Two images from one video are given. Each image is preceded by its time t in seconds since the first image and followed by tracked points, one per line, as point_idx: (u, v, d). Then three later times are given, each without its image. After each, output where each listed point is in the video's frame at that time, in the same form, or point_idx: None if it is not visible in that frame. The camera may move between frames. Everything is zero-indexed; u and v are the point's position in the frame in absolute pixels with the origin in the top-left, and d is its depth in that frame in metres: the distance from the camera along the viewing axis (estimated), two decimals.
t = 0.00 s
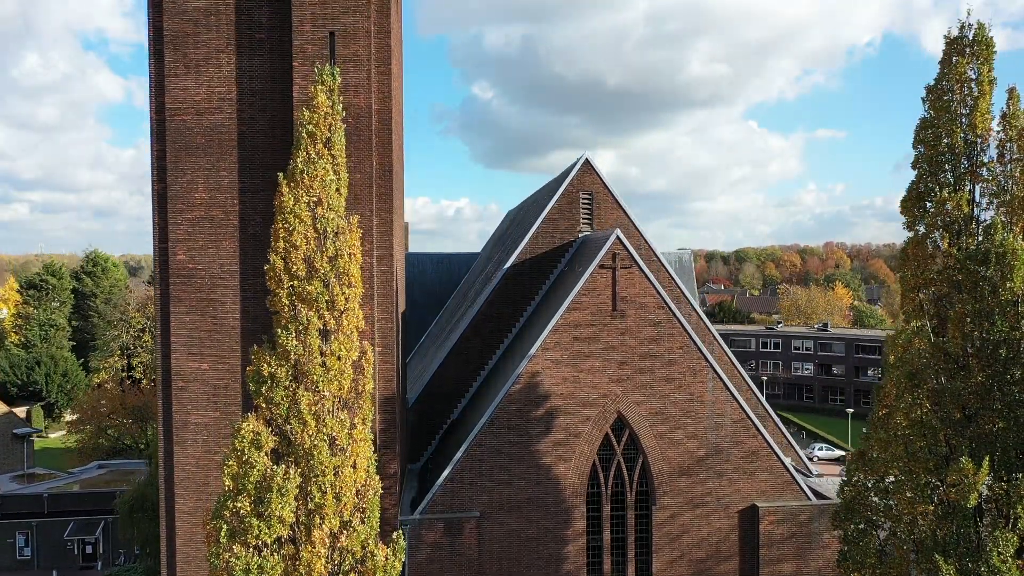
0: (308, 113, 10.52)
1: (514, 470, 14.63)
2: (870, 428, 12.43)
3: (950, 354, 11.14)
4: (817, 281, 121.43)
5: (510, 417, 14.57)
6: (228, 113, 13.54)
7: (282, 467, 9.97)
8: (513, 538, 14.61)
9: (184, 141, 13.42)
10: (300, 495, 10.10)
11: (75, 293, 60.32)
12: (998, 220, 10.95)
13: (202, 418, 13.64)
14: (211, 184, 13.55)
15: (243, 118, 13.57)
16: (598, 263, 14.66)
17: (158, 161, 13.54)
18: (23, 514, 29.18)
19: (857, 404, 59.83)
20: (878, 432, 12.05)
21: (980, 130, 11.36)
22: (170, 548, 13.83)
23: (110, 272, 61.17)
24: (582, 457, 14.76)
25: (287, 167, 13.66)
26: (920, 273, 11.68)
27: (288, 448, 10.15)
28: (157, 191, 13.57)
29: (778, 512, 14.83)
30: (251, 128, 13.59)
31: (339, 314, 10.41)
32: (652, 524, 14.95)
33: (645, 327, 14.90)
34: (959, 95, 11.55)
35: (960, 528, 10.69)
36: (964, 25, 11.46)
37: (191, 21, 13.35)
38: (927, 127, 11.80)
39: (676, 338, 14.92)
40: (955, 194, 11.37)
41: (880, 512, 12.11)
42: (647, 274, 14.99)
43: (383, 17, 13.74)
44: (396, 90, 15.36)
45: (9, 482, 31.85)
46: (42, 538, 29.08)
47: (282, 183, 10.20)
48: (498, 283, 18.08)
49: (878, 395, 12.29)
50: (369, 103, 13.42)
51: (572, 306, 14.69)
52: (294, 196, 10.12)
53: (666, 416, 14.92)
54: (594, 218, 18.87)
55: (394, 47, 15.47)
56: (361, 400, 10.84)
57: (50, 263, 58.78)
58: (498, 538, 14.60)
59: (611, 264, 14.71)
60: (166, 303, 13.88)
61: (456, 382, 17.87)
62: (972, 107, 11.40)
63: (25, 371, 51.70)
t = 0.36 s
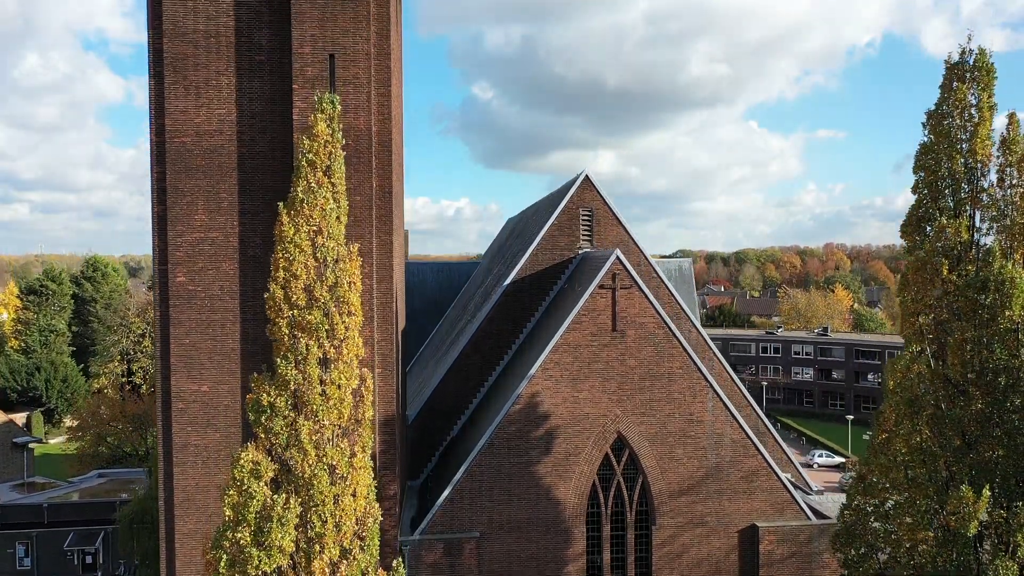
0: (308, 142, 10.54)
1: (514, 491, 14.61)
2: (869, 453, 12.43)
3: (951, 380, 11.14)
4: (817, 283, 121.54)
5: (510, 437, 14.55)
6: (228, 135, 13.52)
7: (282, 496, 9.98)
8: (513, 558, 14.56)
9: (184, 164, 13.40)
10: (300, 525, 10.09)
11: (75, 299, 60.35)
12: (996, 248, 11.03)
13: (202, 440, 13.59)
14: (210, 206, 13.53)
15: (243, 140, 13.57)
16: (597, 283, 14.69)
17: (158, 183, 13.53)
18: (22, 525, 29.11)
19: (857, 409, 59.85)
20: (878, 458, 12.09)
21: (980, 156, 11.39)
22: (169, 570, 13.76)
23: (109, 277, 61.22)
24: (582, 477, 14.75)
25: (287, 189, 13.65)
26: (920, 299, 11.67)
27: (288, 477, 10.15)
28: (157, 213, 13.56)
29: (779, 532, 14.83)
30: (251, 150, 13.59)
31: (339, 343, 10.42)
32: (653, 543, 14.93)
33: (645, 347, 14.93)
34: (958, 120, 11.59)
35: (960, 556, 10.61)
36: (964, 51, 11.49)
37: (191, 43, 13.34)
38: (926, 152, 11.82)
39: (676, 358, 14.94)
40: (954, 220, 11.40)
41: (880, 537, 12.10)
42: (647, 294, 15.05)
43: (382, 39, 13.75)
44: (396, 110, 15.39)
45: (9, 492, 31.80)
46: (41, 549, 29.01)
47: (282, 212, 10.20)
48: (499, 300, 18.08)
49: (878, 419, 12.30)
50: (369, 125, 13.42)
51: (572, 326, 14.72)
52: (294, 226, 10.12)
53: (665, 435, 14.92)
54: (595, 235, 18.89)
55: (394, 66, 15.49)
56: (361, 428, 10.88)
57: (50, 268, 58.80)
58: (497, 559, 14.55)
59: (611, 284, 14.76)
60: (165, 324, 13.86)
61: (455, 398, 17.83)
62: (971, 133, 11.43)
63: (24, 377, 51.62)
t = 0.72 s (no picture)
0: (308, 171, 10.54)
1: (514, 512, 14.57)
2: (869, 478, 12.43)
3: (952, 407, 11.14)
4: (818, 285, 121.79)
5: (510, 458, 14.51)
6: (228, 158, 13.51)
7: (282, 526, 9.97)
8: None
9: (183, 186, 13.39)
10: (300, 555, 10.07)
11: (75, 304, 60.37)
12: (999, 278, 10.94)
13: (202, 462, 13.57)
14: (210, 228, 13.51)
15: (243, 162, 13.55)
16: (597, 304, 14.73)
17: (157, 206, 13.51)
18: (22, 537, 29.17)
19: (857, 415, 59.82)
20: (878, 482, 12.07)
21: (980, 182, 11.38)
22: None
23: (109, 282, 61.23)
24: (582, 498, 14.73)
25: (287, 211, 13.64)
26: (920, 325, 11.66)
27: (288, 507, 10.15)
28: (157, 236, 13.55)
29: (779, 553, 14.80)
30: (252, 172, 13.58)
31: (340, 373, 10.42)
32: (653, 564, 14.90)
33: (645, 368, 14.94)
34: (958, 146, 11.59)
35: None
36: (964, 77, 11.47)
37: (191, 65, 13.33)
38: (926, 178, 11.82)
39: (676, 379, 14.95)
40: (955, 247, 11.41)
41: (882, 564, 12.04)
42: (647, 314, 15.08)
43: (382, 61, 13.74)
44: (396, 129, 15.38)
45: (9, 503, 31.77)
46: (41, 560, 28.98)
47: (282, 242, 10.18)
48: (499, 317, 18.06)
49: (879, 445, 12.30)
50: (369, 147, 13.42)
51: (572, 346, 14.75)
52: (294, 256, 10.12)
53: (666, 456, 14.91)
54: (595, 251, 18.89)
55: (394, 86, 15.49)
56: (361, 457, 10.87)
57: (49, 274, 58.79)
58: None
59: (611, 305, 14.81)
60: (165, 346, 13.84)
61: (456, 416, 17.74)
62: (971, 159, 11.43)
63: (24, 383, 51.57)
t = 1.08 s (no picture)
0: (309, 201, 10.58)
1: (514, 533, 14.53)
2: (869, 503, 12.42)
3: (951, 436, 11.13)
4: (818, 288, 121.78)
5: (510, 480, 14.50)
6: (228, 181, 13.52)
7: (282, 557, 9.97)
8: None
9: (183, 209, 13.40)
10: None
11: (75, 309, 60.40)
12: (997, 309, 10.93)
13: (202, 485, 13.57)
14: (210, 251, 13.52)
15: (243, 185, 13.56)
16: (598, 326, 14.77)
17: (158, 229, 13.52)
18: (21, 548, 29.24)
19: (857, 419, 59.98)
20: (879, 509, 12.07)
21: (980, 210, 11.38)
22: None
23: (109, 288, 61.29)
24: (582, 519, 14.72)
25: (287, 234, 13.64)
26: (920, 351, 11.66)
27: (289, 537, 10.15)
28: (157, 259, 13.56)
29: (778, 573, 14.62)
30: (252, 195, 13.59)
31: (340, 403, 10.41)
32: None
33: (645, 389, 14.97)
34: (958, 173, 11.57)
35: None
36: (965, 103, 11.45)
37: (191, 88, 13.34)
38: (927, 205, 11.82)
39: (676, 400, 14.98)
40: (956, 275, 11.39)
41: None
42: (647, 335, 15.11)
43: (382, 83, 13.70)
44: (397, 150, 15.39)
45: (9, 513, 31.83)
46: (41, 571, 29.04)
47: (282, 273, 10.22)
48: (499, 335, 18.06)
49: (879, 471, 12.26)
50: (369, 170, 13.41)
51: (573, 367, 14.77)
52: (294, 287, 10.14)
53: (666, 477, 14.91)
54: (595, 269, 18.90)
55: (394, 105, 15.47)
56: (362, 486, 10.86)
57: (50, 280, 58.86)
58: None
59: (611, 326, 14.87)
60: (165, 368, 13.84)
61: (456, 433, 17.69)
62: (972, 187, 11.42)
63: (24, 389, 51.63)
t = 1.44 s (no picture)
0: (311, 230, 10.61)
1: (515, 555, 14.46)
2: (869, 528, 12.40)
3: (951, 463, 11.16)
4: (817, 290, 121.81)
5: (510, 501, 14.48)
6: (228, 203, 13.52)
7: None
8: None
9: (184, 232, 13.39)
10: None
11: (75, 314, 60.39)
12: (997, 337, 10.95)
13: (202, 507, 13.56)
14: (211, 274, 13.53)
15: (243, 208, 13.57)
16: (598, 347, 14.80)
17: (158, 252, 13.53)
18: (23, 557, 29.31)
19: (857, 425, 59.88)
20: (879, 534, 12.08)
21: (980, 236, 11.43)
22: None
23: (110, 293, 61.30)
24: (582, 539, 14.71)
25: (287, 256, 13.65)
26: (920, 378, 11.68)
27: (289, 566, 10.16)
28: (158, 282, 13.57)
29: None
30: (252, 218, 13.59)
31: (340, 432, 10.42)
32: None
33: (645, 409, 15.00)
34: (957, 199, 11.59)
35: None
36: (964, 130, 11.49)
37: (191, 111, 13.34)
38: (926, 231, 11.86)
39: (676, 420, 14.98)
40: (955, 303, 11.42)
41: None
42: (647, 355, 15.12)
43: (382, 106, 13.70)
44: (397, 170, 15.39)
45: (10, 523, 31.84)
46: None
47: (283, 303, 10.22)
48: (499, 352, 18.06)
49: (879, 496, 12.27)
50: (369, 193, 13.40)
51: (573, 388, 14.79)
52: (295, 317, 10.14)
53: (666, 497, 14.92)
54: (595, 285, 18.93)
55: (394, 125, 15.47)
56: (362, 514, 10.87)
57: (49, 286, 58.86)
58: None
59: (611, 346, 14.88)
60: (165, 390, 13.83)
61: (455, 451, 17.65)
62: (970, 214, 11.46)
63: (24, 395, 51.62)
